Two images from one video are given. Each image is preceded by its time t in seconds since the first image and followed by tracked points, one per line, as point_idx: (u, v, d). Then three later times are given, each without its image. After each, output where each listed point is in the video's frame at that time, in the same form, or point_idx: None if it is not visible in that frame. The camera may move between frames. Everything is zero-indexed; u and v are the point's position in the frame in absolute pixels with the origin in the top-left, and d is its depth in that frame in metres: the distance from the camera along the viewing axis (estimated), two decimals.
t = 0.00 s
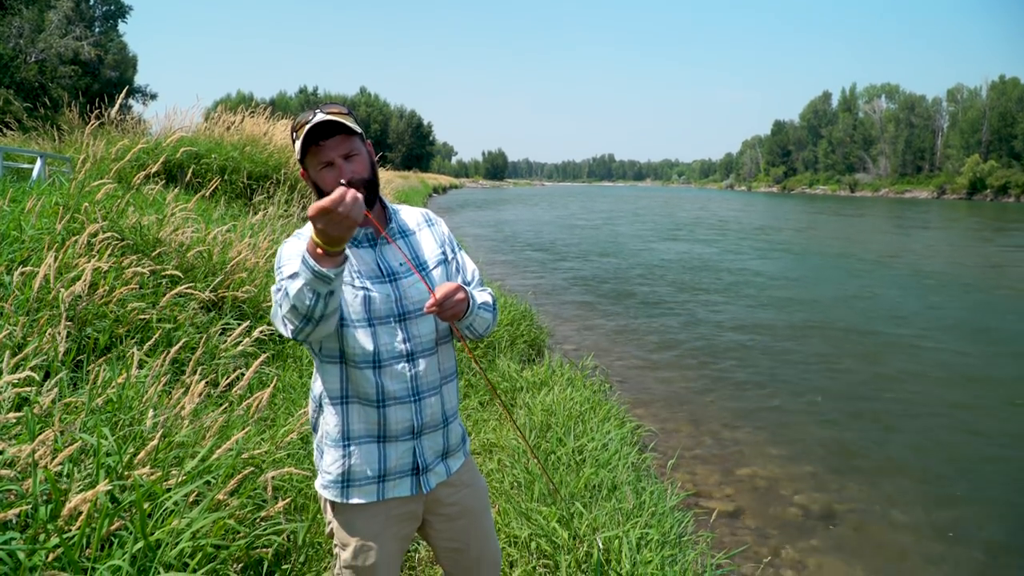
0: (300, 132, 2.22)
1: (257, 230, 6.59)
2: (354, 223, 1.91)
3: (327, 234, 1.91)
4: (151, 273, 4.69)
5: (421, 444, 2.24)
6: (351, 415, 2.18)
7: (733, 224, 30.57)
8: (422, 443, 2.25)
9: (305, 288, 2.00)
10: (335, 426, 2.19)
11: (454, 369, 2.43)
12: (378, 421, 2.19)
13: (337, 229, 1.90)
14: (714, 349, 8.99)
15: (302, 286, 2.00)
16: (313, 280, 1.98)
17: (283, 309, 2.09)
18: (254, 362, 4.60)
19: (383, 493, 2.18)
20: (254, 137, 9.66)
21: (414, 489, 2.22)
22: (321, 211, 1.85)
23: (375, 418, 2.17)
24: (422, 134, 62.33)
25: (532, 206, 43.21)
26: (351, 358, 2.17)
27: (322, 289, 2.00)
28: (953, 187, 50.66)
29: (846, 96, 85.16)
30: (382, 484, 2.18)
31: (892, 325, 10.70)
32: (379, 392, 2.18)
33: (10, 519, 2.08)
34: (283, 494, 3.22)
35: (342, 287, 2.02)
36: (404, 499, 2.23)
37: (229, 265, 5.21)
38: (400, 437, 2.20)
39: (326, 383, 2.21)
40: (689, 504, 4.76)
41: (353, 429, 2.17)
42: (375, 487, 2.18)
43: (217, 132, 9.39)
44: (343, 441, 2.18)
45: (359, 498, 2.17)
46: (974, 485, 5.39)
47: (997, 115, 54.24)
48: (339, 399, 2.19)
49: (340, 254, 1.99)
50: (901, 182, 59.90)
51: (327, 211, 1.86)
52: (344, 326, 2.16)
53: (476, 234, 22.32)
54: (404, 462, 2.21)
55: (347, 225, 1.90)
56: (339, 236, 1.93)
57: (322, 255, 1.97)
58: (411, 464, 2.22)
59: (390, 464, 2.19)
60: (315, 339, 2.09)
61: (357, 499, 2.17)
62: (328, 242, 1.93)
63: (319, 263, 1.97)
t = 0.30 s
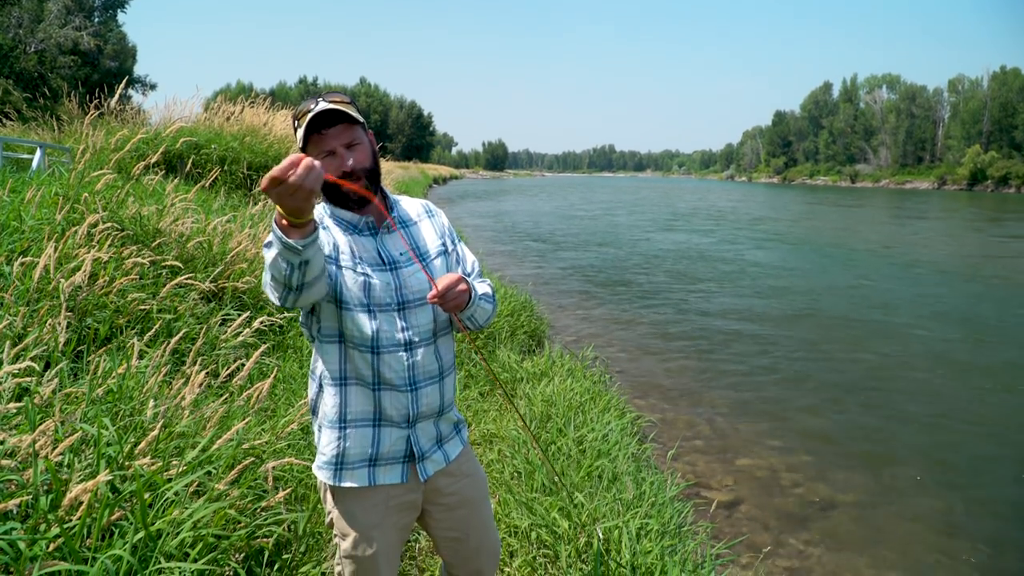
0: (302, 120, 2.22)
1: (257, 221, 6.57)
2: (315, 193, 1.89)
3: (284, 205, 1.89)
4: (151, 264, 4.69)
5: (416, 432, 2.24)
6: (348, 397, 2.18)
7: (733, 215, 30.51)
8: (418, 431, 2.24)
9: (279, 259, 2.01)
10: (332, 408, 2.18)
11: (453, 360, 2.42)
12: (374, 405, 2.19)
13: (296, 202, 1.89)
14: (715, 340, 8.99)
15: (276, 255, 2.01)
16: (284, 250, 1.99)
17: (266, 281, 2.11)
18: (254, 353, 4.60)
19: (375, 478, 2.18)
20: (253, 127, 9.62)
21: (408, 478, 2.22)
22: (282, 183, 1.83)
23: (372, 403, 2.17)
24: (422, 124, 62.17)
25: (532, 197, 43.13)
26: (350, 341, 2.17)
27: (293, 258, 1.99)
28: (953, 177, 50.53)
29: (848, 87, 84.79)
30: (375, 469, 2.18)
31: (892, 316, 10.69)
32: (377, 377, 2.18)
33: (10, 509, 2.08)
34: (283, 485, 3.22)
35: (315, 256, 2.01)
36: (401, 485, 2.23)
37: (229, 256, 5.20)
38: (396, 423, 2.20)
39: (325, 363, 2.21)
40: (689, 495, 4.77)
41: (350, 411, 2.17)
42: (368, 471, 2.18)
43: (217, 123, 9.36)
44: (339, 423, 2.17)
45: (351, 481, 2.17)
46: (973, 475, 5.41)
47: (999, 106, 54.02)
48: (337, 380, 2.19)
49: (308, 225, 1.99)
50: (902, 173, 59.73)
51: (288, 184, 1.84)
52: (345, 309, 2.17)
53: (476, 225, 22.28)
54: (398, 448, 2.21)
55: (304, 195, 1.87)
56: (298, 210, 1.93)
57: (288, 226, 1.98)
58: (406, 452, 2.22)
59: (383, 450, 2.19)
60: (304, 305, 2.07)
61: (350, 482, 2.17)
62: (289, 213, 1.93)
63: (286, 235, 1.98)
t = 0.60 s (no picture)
0: (300, 112, 2.20)
1: (257, 212, 6.56)
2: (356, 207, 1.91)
3: (325, 219, 1.87)
4: (151, 255, 4.68)
5: (420, 426, 2.24)
6: (350, 397, 2.18)
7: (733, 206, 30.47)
8: (422, 426, 2.24)
9: (301, 280, 1.98)
10: (335, 409, 2.19)
11: (452, 351, 2.42)
12: (376, 404, 2.19)
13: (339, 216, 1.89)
14: (715, 331, 9.00)
15: (298, 277, 1.99)
16: (308, 271, 1.97)
17: (280, 299, 2.08)
18: (255, 344, 4.60)
19: (383, 476, 2.18)
20: (253, 119, 9.58)
21: (415, 473, 2.22)
22: (336, 193, 1.84)
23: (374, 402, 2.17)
24: (422, 115, 61.95)
25: (531, 188, 43.05)
26: (349, 341, 2.16)
27: (318, 280, 1.98)
28: (953, 169, 50.40)
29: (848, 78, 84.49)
30: (382, 467, 2.18)
31: (891, 306, 10.70)
32: (378, 375, 2.18)
33: (11, 500, 2.08)
34: (283, 476, 3.22)
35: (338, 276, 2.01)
36: (406, 480, 2.23)
37: (229, 248, 5.19)
38: (400, 420, 2.20)
39: (325, 366, 2.21)
40: (688, 486, 4.79)
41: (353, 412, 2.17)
42: (376, 470, 2.18)
43: (217, 114, 9.32)
44: (343, 424, 2.18)
45: (359, 481, 2.18)
46: (972, 466, 5.42)
47: (999, 97, 53.86)
48: (339, 381, 2.19)
49: (333, 245, 1.99)
50: (902, 164, 59.59)
51: (342, 195, 1.85)
52: (343, 309, 2.15)
53: (476, 216, 22.22)
54: (403, 445, 2.21)
55: (349, 208, 1.88)
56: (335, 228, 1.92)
57: (315, 247, 1.96)
58: (411, 447, 2.22)
59: (389, 447, 2.19)
60: (316, 327, 2.08)
61: (357, 482, 2.18)
62: (324, 231, 1.92)
63: (313, 256, 1.96)
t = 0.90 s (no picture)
0: (302, 104, 2.19)
1: (257, 205, 6.55)
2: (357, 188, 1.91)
3: (327, 200, 1.87)
4: (151, 249, 4.67)
5: (420, 420, 2.24)
6: (351, 389, 2.18)
7: (733, 199, 30.44)
8: (422, 419, 2.24)
9: (301, 265, 1.98)
10: (336, 402, 2.19)
11: (453, 345, 2.41)
12: (378, 397, 2.18)
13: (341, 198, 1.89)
14: (715, 324, 8.99)
15: (298, 262, 1.99)
16: (307, 256, 1.97)
17: (280, 286, 2.08)
18: (255, 337, 4.60)
19: (383, 469, 2.18)
20: (253, 112, 9.55)
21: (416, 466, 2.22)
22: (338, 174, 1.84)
23: (376, 394, 2.18)
24: (422, 108, 61.79)
25: (531, 182, 42.98)
26: (351, 334, 2.16)
27: (318, 265, 1.98)
28: (954, 162, 50.30)
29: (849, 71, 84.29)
30: (383, 460, 2.18)
31: (891, 299, 10.70)
32: (380, 368, 2.17)
33: (11, 493, 2.09)
34: (283, 469, 3.22)
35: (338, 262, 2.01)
36: (407, 474, 2.23)
37: (229, 241, 5.18)
38: (401, 413, 2.20)
39: (326, 358, 2.20)
40: (688, 479, 4.79)
41: (354, 404, 2.17)
42: (376, 463, 2.17)
43: (217, 107, 9.29)
44: (343, 416, 2.18)
45: (359, 474, 2.17)
46: (971, 459, 5.43)
47: (1000, 90, 53.72)
48: (340, 373, 2.19)
49: (334, 230, 1.99)
50: (903, 157, 59.50)
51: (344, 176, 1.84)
52: (345, 302, 2.15)
53: (476, 210, 22.17)
54: (405, 439, 2.21)
55: (351, 190, 1.88)
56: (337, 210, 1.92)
57: (314, 231, 1.96)
58: (412, 441, 2.22)
59: (390, 440, 2.19)
60: (316, 313, 2.08)
61: (358, 475, 2.17)
62: (326, 214, 1.91)
63: (313, 240, 1.96)
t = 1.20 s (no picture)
0: (304, 100, 2.19)
1: (257, 202, 6.54)
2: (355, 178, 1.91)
3: (324, 190, 1.86)
4: (151, 245, 4.66)
5: (418, 416, 2.23)
6: (350, 384, 2.18)
7: (733, 195, 30.44)
8: (420, 416, 2.24)
9: (297, 254, 1.98)
10: (334, 396, 2.19)
11: (453, 343, 2.41)
12: (376, 392, 2.18)
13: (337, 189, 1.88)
14: (715, 321, 8.99)
15: (294, 252, 1.99)
16: (304, 245, 1.97)
17: (276, 275, 2.08)
18: (255, 334, 4.60)
19: (380, 465, 2.18)
20: (252, 108, 9.54)
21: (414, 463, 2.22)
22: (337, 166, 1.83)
23: (374, 390, 2.18)
24: (422, 105, 61.72)
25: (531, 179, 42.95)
26: (349, 329, 2.16)
27: (314, 254, 1.98)
28: (953, 159, 50.26)
29: (849, 68, 84.19)
30: (379, 456, 2.18)
31: (890, 295, 10.71)
32: (378, 363, 2.18)
33: (12, 489, 2.09)
34: (283, 465, 3.22)
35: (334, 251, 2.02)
36: (406, 470, 2.24)
37: (229, 237, 5.17)
38: (399, 409, 2.20)
39: (325, 353, 2.21)
40: (688, 476, 4.79)
41: (353, 398, 2.17)
42: (373, 459, 2.17)
43: (216, 103, 9.28)
44: (341, 411, 2.18)
45: (356, 469, 2.17)
46: (971, 455, 5.44)
47: (1000, 87, 53.65)
48: (338, 369, 2.19)
49: (330, 219, 1.99)
50: (903, 154, 59.46)
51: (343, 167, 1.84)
52: (343, 297, 2.15)
53: (475, 206, 22.16)
54: (402, 435, 2.21)
55: (348, 181, 1.87)
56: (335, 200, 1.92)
57: (312, 220, 1.96)
58: (410, 437, 2.22)
59: (387, 436, 2.18)
60: (312, 304, 2.08)
61: (355, 469, 2.17)
62: (323, 203, 1.91)
63: (310, 229, 1.96)
